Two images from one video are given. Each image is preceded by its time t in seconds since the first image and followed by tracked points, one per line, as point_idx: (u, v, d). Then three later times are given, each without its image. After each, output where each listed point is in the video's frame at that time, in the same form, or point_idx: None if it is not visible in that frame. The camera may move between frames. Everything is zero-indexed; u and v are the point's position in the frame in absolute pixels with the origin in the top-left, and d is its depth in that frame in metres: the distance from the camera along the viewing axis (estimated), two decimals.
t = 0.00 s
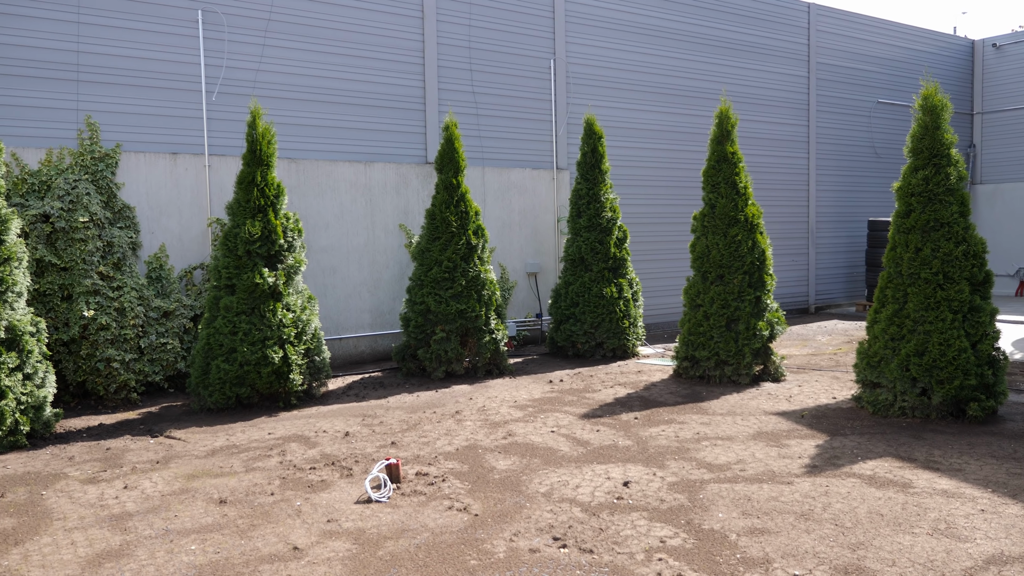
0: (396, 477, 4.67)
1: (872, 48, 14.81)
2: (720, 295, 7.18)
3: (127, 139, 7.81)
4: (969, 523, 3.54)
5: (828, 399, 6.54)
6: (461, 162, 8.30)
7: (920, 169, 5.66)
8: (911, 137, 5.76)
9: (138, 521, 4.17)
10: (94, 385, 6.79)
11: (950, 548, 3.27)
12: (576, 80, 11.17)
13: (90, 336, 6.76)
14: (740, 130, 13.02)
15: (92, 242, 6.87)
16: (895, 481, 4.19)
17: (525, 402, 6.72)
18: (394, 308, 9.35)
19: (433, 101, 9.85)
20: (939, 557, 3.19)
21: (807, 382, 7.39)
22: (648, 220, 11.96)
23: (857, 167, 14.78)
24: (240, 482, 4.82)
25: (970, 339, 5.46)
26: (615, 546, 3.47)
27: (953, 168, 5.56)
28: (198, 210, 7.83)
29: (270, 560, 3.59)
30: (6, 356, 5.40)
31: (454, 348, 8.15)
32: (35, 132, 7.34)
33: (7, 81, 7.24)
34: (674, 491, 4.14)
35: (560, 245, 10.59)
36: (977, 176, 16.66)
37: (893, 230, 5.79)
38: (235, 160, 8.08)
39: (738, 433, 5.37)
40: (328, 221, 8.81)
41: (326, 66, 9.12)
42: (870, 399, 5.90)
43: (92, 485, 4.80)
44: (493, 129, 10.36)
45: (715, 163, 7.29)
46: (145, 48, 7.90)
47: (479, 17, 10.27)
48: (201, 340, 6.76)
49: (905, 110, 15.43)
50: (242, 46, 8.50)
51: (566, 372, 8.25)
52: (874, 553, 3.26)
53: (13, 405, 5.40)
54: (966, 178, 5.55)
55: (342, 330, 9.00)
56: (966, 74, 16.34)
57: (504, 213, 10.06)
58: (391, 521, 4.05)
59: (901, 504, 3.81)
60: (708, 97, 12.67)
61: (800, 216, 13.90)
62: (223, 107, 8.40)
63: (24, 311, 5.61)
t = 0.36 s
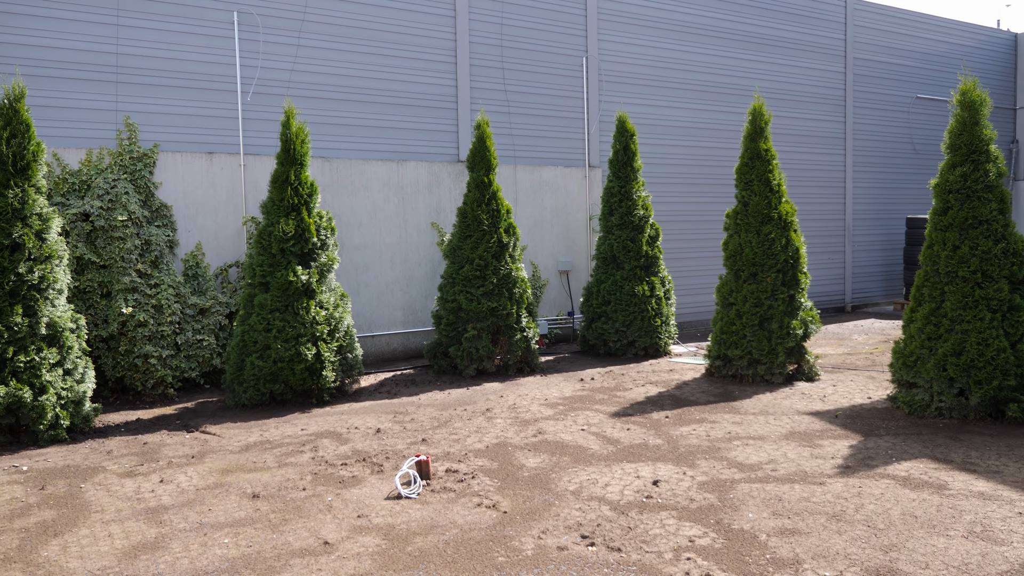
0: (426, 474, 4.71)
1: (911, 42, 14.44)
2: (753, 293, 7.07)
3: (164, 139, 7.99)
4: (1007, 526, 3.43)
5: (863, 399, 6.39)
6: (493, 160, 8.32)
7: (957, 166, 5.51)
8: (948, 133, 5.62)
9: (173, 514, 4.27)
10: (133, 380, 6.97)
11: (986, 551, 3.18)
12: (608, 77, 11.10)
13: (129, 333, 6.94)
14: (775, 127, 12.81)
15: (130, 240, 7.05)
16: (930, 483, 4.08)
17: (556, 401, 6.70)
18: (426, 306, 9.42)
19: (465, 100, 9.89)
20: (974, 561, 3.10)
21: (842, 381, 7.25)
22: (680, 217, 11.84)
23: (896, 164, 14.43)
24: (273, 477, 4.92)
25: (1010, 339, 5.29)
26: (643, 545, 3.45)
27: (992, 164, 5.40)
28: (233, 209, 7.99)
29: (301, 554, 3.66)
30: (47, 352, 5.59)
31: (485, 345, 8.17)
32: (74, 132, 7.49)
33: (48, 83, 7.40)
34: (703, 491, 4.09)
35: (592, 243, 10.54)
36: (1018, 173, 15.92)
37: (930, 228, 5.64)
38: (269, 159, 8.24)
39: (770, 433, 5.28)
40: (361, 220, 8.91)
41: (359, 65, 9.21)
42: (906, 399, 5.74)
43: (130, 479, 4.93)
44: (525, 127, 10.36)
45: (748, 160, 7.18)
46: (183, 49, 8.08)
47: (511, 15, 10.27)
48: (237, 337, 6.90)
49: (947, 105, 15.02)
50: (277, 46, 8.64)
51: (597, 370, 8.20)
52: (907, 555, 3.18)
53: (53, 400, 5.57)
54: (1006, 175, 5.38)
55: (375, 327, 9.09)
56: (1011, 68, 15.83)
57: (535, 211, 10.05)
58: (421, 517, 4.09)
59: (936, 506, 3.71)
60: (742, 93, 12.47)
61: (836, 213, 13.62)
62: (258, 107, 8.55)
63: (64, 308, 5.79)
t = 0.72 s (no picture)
0: (470, 471, 4.77)
1: (970, 34, 13.88)
2: (802, 292, 6.90)
3: (216, 139, 8.22)
4: None
5: (917, 399, 6.19)
6: (538, 158, 8.32)
7: (1016, 162, 5.29)
8: (1006, 128, 5.40)
9: (223, 506, 4.43)
10: (186, 375, 7.22)
11: None
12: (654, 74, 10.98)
13: (183, 329, 7.19)
14: (827, 122, 12.46)
15: (183, 238, 7.30)
16: (985, 487, 3.92)
17: (601, 399, 6.67)
18: (471, 304, 9.51)
19: (511, 98, 9.93)
20: None
21: (895, 382, 7.02)
22: (728, 215, 11.63)
23: (954, 159, 13.89)
24: (320, 472, 5.05)
25: None
26: (686, 545, 3.41)
27: None
28: (283, 208, 8.20)
29: (347, 548, 3.76)
30: (104, 347, 5.84)
31: (530, 343, 8.18)
32: (136, 134, 7.85)
33: (107, 87, 7.69)
34: (749, 491, 4.02)
35: (639, 240, 10.45)
36: None
37: (988, 226, 5.43)
38: (318, 158, 8.43)
39: (818, 434, 5.15)
40: (408, 218, 9.03)
41: (405, 65, 9.33)
42: (961, 401, 5.51)
43: (183, 471, 5.11)
44: (571, 125, 10.33)
45: (797, 157, 7.01)
46: (236, 52, 8.32)
47: (557, 13, 10.25)
48: (286, 333, 7.08)
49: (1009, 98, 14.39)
50: (326, 47, 8.82)
51: (642, 369, 8.13)
52: (959, 561, 3.09)
53: (109, 394, 5.82)
54: None
55: (421, 325, 9.20)
56: None
57: (581, 209, 10.01)
58: (464, 513, 4.16)
59: (990, 511, 3.57)
60: (791, 88, 12.18)
61: (891, 209, 13.19)
62: (307, 107, 8.75)
63: (120, 304, 6.02)
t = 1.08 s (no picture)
0: (523, 466, 4.85)
1: None
2: (861, 290, 6.71)
3: (276, 139, 8.47)
4: None
5: (983, 401, 5.96)
6: (592, 156, 8.31)
7: None
8: None
9: (282, 497, 4.63)
10: (247, 369, 7.50)
11: None
12: (710, 69, 10.82)
13: (244, 324, 7.47)
14: (891, 117, 12.01)
15: (245, 236, 7.57)
16: None
17: (654, 397, 6.64)
18: (525, 301, 9.59)
19: (565, 96, 9.94)
20: None
21: (960, 384, 6.76)
22: (787, 212, 11.36)
23: None
24: (376, 465, 5.22)
25: None
26: (739, 544, 3.39)
27: None
28: (341, 206, 8.43)
29: (401, 540, 3.94)
30: (168, 341, 6.14)
31: (584, 340, 8.19)
32: (200, 134, 8.11)
33: (173, 89, 7.97)
34: (804, 492, 3.95)
35: (694, 237, 10.32)
36: None
37: None
38: (374, 157, 8.64)
39: (878, 435, 5.01)
40: (463, 216, 9.15)
41: (459, 63, 9.44)
42: None
43: (244, 462, 5.34)
44: (626, 122, 10.28)
45: (857, 153, 6.81)
46: (296, 52, 8.57)
47: (612, 9, 10.19)
48: (343, 329, 7.27)
49: None
50: (383, 47, 9.00)
51: (697, 367, 8.04)
52: None
53: (174, 386, 6.11)
54: None
55: (476, 321, 9.30)
56: None
57: (636, 206, 9.94)
58: (517, 509, 4.28)
59: None
60: (852, 81, 11.82)
61: (958, 205, 12.67)
62: (364, 106, 8.95)
63: (184, 299, 6.32)
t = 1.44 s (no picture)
0: (572, 461, 4.91)
1: None
2: (920, 288, 6.51)
3: (331, 137, 8.69)
4: None
5: None
6: (644, 152, 8.27)
7: None
8: None
9: (336, 487, 4.79)
10: (303, 362, 7.75)
11: None
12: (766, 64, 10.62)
13: (300, 319, 7.72)
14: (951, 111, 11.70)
15: (302, 232, 7.82)
16: None
17: (705, 395, 6.59)
18: (576, 298, 9.63)
19: (617, 92, 9.92)
20: None
21: None
22: (842, 209, 11.11)
23: None
24: (427, 458, 5.35)
25: None
26: (788, 542, 3.36)
27: None
28: (395, 203, 8.63)
29: (451, 531, 4.05)
30: (227, 334, 6.41)
31: (635, 337, 8.17)
32: (261, 134, 8.39)
33: (233, 90, 8.27)
34: (857, 492, 3.89)
35: (748, 234, 10.17)
36: None
37: None
38: (428, 155, 8.82)
39: (935, 435, 4.87)
40: (514, 212, 9.22)
41: (511, 61, 9.51)
42: None
43: (300, 453, 5.54)
44: (679, 118, 10.21)
45: (916, 148, 6.62)
46: (352, 53, 8.78)
47: (665, 5, 10.12)
48: (397, 324, 7.44)
49: None
50: (436, 46, 9.15)
51: (750, 365, 7.93)
52: None
53: (232, 378, 6.36)
54: None
55: (527, 317, 9.37)
56: None
57: (689, 203, 9.84)
58: (565, 503, 4.34)
59: None
60: (913, 74, 11.47)
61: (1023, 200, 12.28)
62: (418, 105, 9.10)
63: (242, 294, 6.58)
